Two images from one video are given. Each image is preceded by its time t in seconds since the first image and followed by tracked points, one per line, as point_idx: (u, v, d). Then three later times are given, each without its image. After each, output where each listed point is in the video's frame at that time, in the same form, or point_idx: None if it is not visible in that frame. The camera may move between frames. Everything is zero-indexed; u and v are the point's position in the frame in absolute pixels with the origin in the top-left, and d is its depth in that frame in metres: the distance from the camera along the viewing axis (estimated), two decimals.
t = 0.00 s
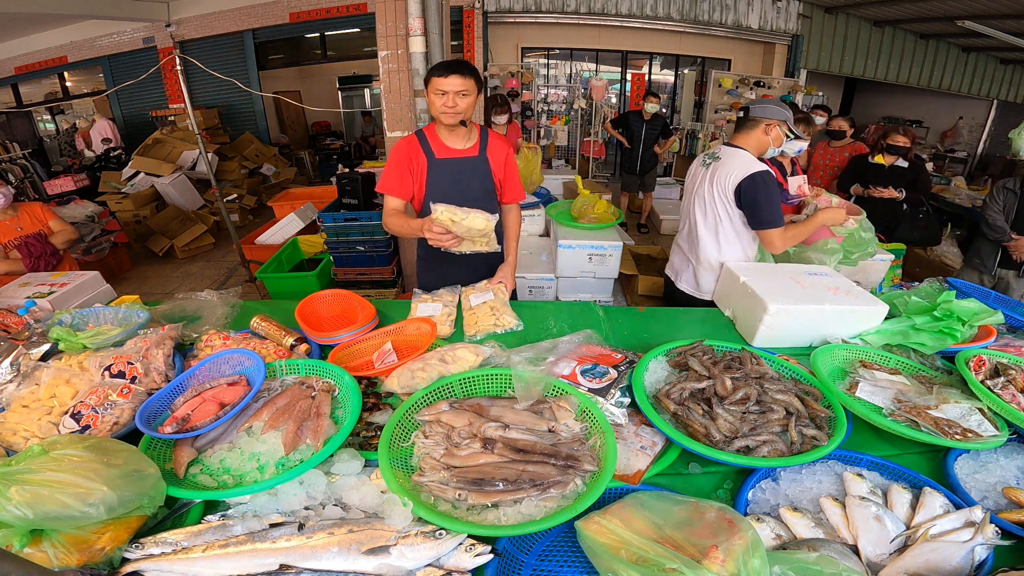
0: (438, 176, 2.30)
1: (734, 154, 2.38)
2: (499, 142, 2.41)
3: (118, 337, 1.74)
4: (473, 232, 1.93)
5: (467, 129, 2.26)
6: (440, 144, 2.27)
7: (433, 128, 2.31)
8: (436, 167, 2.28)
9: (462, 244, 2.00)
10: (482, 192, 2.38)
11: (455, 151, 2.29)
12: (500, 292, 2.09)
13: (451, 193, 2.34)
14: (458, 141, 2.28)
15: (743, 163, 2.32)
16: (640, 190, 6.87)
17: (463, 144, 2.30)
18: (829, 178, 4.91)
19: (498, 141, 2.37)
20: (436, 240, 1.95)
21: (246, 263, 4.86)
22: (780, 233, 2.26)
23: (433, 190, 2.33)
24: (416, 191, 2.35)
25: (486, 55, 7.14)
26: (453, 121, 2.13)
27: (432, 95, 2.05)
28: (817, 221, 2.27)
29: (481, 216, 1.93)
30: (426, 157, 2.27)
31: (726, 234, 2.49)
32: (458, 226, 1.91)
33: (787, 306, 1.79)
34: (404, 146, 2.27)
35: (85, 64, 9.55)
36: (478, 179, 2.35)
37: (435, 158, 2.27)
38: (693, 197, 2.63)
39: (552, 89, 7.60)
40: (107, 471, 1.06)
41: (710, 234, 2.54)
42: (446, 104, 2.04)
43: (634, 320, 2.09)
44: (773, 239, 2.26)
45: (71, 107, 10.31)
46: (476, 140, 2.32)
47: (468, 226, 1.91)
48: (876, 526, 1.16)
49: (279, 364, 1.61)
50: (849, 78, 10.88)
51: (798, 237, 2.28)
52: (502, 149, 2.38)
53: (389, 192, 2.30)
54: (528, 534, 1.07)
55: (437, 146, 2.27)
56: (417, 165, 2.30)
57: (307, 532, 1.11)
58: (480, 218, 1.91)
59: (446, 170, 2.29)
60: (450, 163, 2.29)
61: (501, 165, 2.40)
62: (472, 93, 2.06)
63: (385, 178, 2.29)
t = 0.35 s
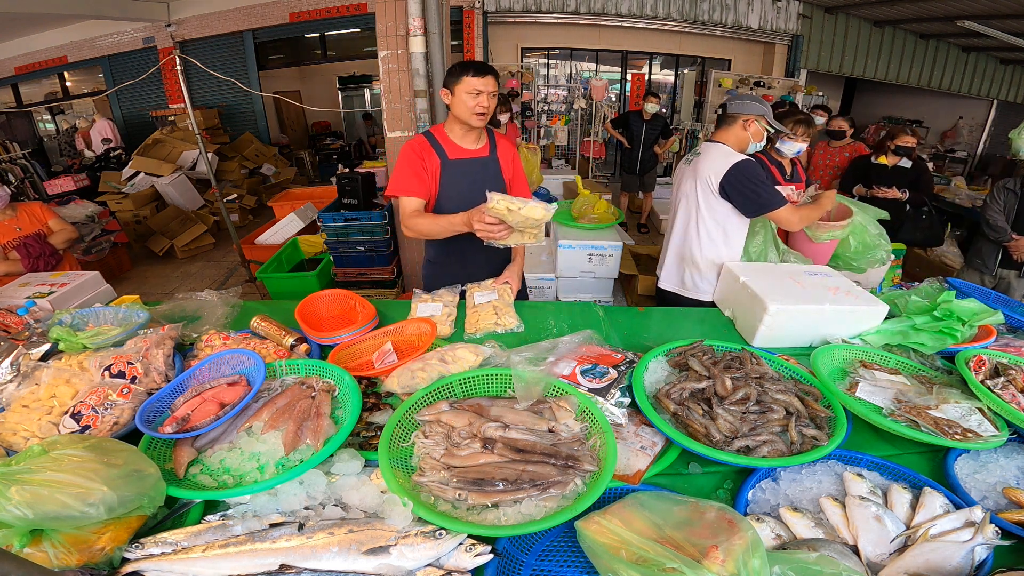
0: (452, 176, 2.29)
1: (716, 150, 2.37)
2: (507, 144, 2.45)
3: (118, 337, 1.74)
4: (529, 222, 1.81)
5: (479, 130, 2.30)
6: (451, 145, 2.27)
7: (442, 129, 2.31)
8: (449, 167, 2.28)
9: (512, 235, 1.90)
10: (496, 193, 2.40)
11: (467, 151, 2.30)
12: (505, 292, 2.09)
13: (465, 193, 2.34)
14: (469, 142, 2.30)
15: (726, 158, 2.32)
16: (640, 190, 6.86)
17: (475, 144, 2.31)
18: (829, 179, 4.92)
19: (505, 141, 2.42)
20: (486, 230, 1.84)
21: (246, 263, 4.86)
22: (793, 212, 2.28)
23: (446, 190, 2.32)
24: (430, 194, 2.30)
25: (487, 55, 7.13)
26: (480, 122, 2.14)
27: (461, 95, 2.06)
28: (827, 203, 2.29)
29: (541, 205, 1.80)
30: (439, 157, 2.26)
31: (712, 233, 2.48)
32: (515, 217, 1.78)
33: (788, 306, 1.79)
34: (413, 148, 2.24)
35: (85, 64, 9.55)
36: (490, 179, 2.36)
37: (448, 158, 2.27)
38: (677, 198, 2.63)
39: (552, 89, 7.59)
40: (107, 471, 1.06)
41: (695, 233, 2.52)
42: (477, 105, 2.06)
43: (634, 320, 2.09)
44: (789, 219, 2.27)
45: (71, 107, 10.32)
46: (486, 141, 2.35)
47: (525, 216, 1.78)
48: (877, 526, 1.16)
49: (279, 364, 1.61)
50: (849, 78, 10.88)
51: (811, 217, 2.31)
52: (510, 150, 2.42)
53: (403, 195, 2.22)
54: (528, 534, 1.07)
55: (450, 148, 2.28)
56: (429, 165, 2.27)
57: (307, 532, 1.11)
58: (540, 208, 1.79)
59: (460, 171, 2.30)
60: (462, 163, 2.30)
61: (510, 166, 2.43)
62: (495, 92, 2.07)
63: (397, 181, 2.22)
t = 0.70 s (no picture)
0: (460, 176, 2.29)
1: (717, 150, 2.36)
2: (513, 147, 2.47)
3: (118, 337, 1.74)
4: (553, 219, 1.80)
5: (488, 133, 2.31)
6: (460, 145, 2.27)
7: (450, 129, 2.30)
8: (458, 167, 2.28)
9: (531, 233, 1.89)
10: (502, 194, 2.41)
11: (476, 152, 2.30)
12: (506, 293, 2.09)
13: (474, 194, 2.34)
14: (477, 143, 2.30)
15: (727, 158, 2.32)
16: (640, 190, 6.87)
17: (483, 147, 2.33)
18: (829, 179, 4.91)
19: (511, 144, 2.43)
20: (507, 227, 1.82)
21: (246, 263, 4.87)
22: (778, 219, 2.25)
23: (454, 190, 2.32)
24: (439, 193, 2.29)
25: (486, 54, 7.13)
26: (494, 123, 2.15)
27: (476, 95, 2.06)
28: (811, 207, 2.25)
29: (564, 202, 1.78)
30: (448, 156, 2.26)
31: (712, 234, 2.48)
32: (539, 213, 1.78)
33: (789, 307, 1.78)
34: (422, 147, 2.22)
35: (85, 65, 9.55)
36: (498, 182, 2.38)
37: (457, 158, 2.27)
38: (679, 197, 2.64)
39: (552, 89, 7.59)
40: (107, 471, 1.06)
41: (696, 234, 2.53)
42: (492, 104, 2.07)
43: (635, 320, 2.09)
44: (772, 227, 2.25)
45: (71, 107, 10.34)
46: (493, 144, 2.36)
47: (549, 213, 1.77)
48: (876, 526, 1.16)
49: (279, 364, 1.61)
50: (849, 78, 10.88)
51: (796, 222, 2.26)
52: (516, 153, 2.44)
53: (412, 194, 2.20)
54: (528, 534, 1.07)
55: (459, 147, 2.28)
56: (437, 165, 2.26)
57: (307, 532, 1.11)
58: (564, 205, 1.78)
59: (469, 171, 2.30)
60: (471, 163, 2.30)
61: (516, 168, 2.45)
62: (509, 92, 2.09)
63: (406, 181, 2.19)
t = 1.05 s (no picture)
0: (462, 175, 2.30)
1: (694, 149, 2.39)
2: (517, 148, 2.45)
3: (118, 337, 1.74)
4: (543, 221, 1.79)
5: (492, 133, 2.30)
6: (463, 145, 2.28)
7: (454, 128, 2.31)
8: (459, 167, 2.28)
9: (523, 234, 1.89)
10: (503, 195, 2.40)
11: (479, 153, 2.30)
12: (506, 293, 2.10)
13: (474, 194, 2.34)
14: (481, 143, 2.30)
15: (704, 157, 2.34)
16: (640, 190, 6.87)
17: (486, 147, 2.32)
18: (829, 178, 4.91)
19: (515, 144, 2.42)
20: (497, 227, 1.83)
21: (246, 263, 4.87)
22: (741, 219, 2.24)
23: (454, 188, 2.32)
24: (438, 192, 2.30)
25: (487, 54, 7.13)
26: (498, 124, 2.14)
27: (482, 95, 2.06)
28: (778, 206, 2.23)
29: (554, 205, 1.79)
30: (450, 155, 2.27)
31: (690, 230, 2.53)
32: (528, 214, 1.77)
33: (789, 307, 1.78)
34: (425, 146, 2.24)
35: (85, 64, 9.55)
36: (500, 183, 2.37)
37: (459, 157, 2.27)
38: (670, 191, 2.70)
39: (552, 89, 7.58)
40: (107, 471, 1.06)
41: (677, 229, 2.59)
42: (497, 105, 2.07)
43: (635, 320, 2.09)
44: (732, 227, 2.24)
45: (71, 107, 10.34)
46: (497, 144, 2.35)
47: (538, 214, 1.77)
48: (876, 526, 1.16)
49: (279, 364, 1.61)
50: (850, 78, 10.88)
51: (759, 221, 2.24)
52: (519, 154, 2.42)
53: (411, 191, 2.21)
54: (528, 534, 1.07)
55: (461, 147, 2.28)
56: (439, 163, 2.27)
57: (307, 532, 1.11)
58: (555, 207, 1.78)
59: (470, 171, 2.30)
60: (473, 164, 2.30)
61: (519, 169, 2.43)
62: (514, 93, 2.09)
63: (406, 178, 2.21)
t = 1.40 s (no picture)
0: (461, 175, 2.30)
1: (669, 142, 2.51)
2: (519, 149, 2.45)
3: (118, 337, 1.74)
4: (537, 219, 1.80)
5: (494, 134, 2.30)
6: (465, 145, 2.28)
7: (456, 128, 2.31)
8: (459, 167, 2.28)
9: (518, 233, 1.89)
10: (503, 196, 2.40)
11: (480, 154, 2.30)
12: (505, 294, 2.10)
13: (473, 194, 2.34)
14: (483, 144, 2.30)
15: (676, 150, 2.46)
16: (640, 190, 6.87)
17: (488, 148, 2.32)
18: (829, 178, 4.92)
19: (517, 146, 2.42)
20: (492, 224, 1.83)
21: (246, 263, 4.87)
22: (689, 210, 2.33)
23: (453, 187, 2.32)
24: (437, 191, 2.29)
25: (487, 55, 7.15)
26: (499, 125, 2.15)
27: (486, 96, 2.05)
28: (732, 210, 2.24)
29: (550, 203, 1.79)
30: (451, 155, 2.27)
31: (660, 220, 2.68)
32: (523, 211, 1.78)
33: (788, 306, 1.79)
34: (427, 144, 2.24)
35: (85, 64, 9.55)
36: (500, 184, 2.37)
37: (460, 157, 2.27)
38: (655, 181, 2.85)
39: (552, 89, 7.56)
40: (107, 471, 1.06)
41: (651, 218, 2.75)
42: (501, 106, 2.07)
43: (634, 320, 2.09)
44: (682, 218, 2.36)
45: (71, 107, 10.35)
46: (498, 146, 2.35)
47: (533, 211, 1.78)
48: (877, 527, 1.16)
49: (279, 364, 1.61)
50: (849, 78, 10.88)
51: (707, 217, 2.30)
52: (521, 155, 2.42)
53: (410, 188, 2.20)
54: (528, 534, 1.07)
55: (462, 147, 2.28)
56: (439, 162, 2.27)
57: (307, 532, 1.11)
58: (549, 205, 1.78)
59: (470, 171, 2.30)
60: (474, 164, 2.30)
61: (520, 171, 2.42)
62: (517, 96, 2.09)
63: (405, 176, 2.20)
